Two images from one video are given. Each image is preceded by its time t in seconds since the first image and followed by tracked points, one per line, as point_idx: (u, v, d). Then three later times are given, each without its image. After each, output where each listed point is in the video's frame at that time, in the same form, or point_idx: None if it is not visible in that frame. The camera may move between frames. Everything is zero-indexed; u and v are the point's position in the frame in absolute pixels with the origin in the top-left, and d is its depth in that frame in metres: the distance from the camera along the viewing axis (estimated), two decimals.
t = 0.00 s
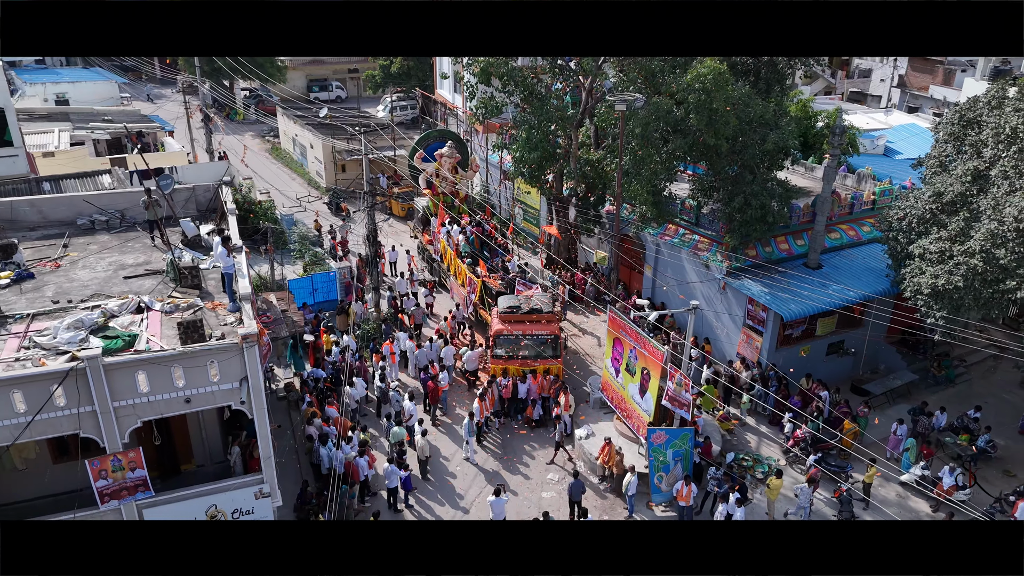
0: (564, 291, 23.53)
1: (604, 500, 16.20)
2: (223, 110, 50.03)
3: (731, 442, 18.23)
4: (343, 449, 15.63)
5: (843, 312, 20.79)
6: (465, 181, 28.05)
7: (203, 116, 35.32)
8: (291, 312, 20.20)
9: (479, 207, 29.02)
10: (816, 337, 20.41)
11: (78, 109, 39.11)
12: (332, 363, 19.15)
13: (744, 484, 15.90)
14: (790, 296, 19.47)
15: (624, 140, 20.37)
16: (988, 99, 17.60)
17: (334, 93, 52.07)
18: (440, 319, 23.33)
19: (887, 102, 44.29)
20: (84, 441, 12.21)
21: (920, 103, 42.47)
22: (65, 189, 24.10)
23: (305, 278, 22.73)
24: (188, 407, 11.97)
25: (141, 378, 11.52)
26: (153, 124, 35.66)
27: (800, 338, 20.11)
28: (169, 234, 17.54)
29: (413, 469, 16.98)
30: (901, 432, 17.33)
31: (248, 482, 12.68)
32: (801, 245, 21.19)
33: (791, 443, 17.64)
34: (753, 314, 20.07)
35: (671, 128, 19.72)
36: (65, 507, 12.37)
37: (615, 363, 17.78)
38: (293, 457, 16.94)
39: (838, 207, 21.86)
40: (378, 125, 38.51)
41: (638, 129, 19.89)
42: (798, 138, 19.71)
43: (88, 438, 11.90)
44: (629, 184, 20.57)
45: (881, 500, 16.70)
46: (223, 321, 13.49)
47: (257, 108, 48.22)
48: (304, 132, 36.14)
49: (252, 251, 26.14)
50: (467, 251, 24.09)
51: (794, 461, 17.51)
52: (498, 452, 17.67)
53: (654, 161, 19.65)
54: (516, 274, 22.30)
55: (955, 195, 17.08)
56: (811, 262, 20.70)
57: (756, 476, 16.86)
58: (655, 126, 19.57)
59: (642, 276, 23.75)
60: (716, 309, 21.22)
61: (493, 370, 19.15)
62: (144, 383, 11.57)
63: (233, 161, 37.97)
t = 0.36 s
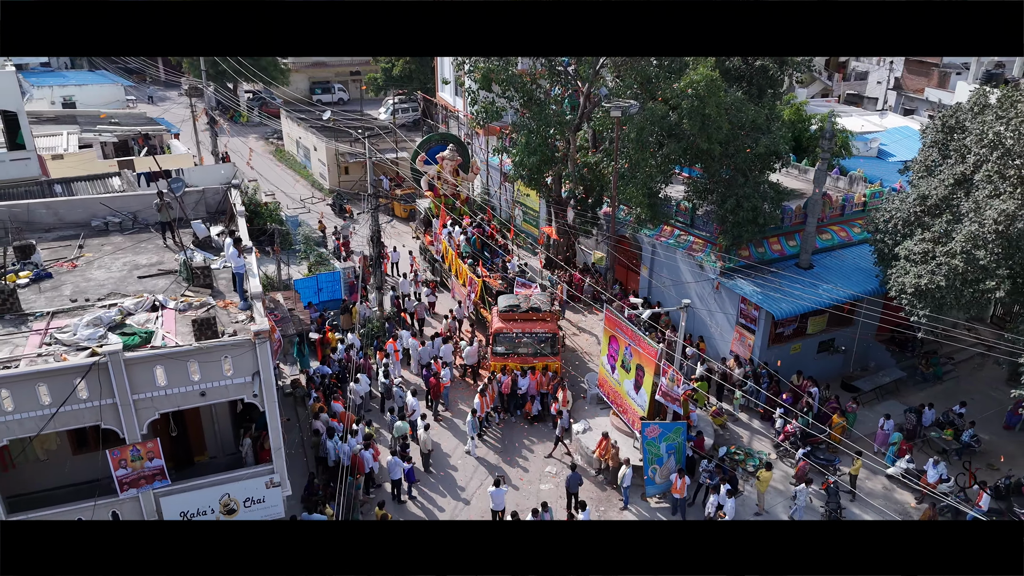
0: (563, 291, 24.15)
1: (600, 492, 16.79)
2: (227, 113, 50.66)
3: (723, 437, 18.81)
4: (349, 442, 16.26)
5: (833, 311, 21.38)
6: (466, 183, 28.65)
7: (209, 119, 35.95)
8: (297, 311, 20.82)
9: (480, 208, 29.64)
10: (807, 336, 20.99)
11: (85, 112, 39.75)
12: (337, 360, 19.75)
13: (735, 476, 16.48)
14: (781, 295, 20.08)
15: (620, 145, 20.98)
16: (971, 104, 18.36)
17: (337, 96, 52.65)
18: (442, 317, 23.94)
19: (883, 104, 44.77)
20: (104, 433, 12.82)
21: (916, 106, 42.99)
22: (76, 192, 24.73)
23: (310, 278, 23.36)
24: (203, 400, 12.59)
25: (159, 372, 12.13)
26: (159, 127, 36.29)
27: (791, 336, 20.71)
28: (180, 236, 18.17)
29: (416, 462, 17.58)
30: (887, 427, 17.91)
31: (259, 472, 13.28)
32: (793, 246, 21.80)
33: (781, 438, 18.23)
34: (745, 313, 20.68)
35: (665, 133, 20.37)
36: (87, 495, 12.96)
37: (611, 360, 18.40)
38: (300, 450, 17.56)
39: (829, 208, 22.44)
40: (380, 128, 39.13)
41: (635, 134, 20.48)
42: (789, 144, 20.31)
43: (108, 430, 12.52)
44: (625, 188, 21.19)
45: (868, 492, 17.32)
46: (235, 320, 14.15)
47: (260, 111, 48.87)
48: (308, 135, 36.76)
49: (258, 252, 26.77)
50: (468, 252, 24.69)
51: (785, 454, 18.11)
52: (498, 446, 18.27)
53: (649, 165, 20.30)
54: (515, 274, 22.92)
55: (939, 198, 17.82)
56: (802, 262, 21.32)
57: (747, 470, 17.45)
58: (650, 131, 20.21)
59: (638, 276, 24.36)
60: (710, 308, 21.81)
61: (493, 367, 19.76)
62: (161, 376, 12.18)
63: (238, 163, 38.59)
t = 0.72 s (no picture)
0: (560, 292, 24.80)
1: (597, 485, 17.40)
2: (231, 116, 51.29)
3: (716, 432, 19.41)
4: (354, 437, 16.88)
5: (824, 311, 21.98)
6: (467, 185, 29.27)
7: (214, 123, 36.57)
8: (303, 310, 21.44)
9: (481, 210, 30.26)
10: (799, 335, 21.58)
11: (92, 116, 40.40)
12: (343, 358, 20.39)
13: (726, 470, 17.06)
14: (773, 295, 20.67)
15: (616, 149, 21.60)
16: (956, 111, 19.02)
17: (339, 98, 53.24)
18: (444, 316, 24.57)
19: (880, 107, 45.24)
20: (123, 425, 13.43)
21: (912, 109, 43.47)
22: (88, 195, 25.37)
23: (315, 278, 23.99)
24: (217, 394, 13.20)
25: (175, 368, 12.74)
26: (165, 131, 36.91)
27: (783, 335, 21.30)
28: (191, 237, 18.79)
29: (419, 456, 18.19)
30: (875, 423, 18.47)
31: (269, 463, 13.88)
32: (785, 247, 22.40)
33: (773, 434, 18.82)
34: (739, 312, 21.27)
35: (660, 139, 21.00)
36: (105, 485, 13.56)
37: (608, 358, 19.01)
38: (307, 445, 18.17)
39: (821, 211, 23.03)
40: (382, 131, 39.74)
41: (631, 139, 21.11)
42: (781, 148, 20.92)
43: (127, 423, 13.13)
44: (622, 191, 21.82)
45: (855, 485, 17.92)
46: (246, 319, 14.78)
47: (264, 114, 49.51)
48: (312, 138, 37.39)
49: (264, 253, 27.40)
50: (468, 253, 25.31)
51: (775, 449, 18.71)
52: (498, 441, 18.87)
53: (644, 169, 20.93)
54: (515, 274, 23.54)
55: (925, 201, 18.44)
56: (794, 263, 21.92)
57: (739, 464, 18.05)
58: (645, 136, 20.84)
59: (635, 277, 24.96)
60: (704, 308, 22.42)
61: (493, 365, 20.35)
62: (178, 372, 12.79)
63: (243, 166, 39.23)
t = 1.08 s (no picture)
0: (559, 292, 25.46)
1: (594, 478, 18.04)
2: (234, 118, 51.91)
3: (710, 428, 20.02)
4: (359, 432, 17.51)
5: (816, 310, 22.57)
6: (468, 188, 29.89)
7: (219, 126, 37.20)
8: (309, 309, 22.08)
9: (481, 212, 30.89)
10: (791, 333, 22.18)
11: (99, 119, 41.02)
12: (348, 356, 21.03)
13: (719, 464, 17.67)
14: (766, 295, 21.27)
15: (613, 153, 22.23)
16: (944, 115, 19.59)
17: (341, 101, 53.86)
18: (446, 315, 25.21)
19: (876, 109, 45.74)
20: (139, 419, 14.04)
21: (908, 111, 43.97)
22: (98, 197, 25.98)
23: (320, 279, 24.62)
24: (229, 389, 13.82)
25: (191, 364, 13.35)
26: (171, 133, 37.52)
27: (776, 334, 21.90)
28: (201, 239, 19.41)
29: (422, 451, 18.82)
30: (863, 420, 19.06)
31: (279, 456, 14.52)
32: (778, 249, 23.00)
33: (764, 430, 19.42)
34: (732, 311, 21.87)
35: (655, 143, 21.62)
36: (123, 476, 14.18)
37: (605, 356, 19.62)
38: (314, 439, 18.81)
39: (813, 213, 23.63)
40: (385, 134, 40.36)
41: (627, 143, 21.72)
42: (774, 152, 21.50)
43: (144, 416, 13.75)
44: (619, 193, 22.44)
45: (843, 479, 18.54)
46: (257, 318, 15.41)
47: (267, 117, 50.13)
48: (315, 140, 38.02)
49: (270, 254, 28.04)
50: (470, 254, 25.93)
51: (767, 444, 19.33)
52: (498, 437, 19.49)
53: (641, 173, 21.54)
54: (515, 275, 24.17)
55: (912, 204, 19.03)
56: (787, 264, 22.52)
57: (731, 459, 18.66)
58: (641, 140, 21.46)
59: (632, 277, 25.55)
60: (699, 308, 23.01)
61: (493, 363, 20.95)
62: (193, 368, 13.40)
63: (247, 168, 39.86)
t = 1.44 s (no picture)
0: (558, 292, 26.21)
1: (591, 472, 18.64)
2: (238, 120, 52.53)
3: (704, 423, 20.61)
4: (364, 427, 18.11)
5: (808, 310, 23.16)
6: (469, 190, 30.47)
7: (224, 129, 37.83)
8: (315, 308, 22.68)
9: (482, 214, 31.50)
10: (784, 332, 22.77)
11: (105, 122, 41.64)
12: (353, 354, 21.63)
13: (712, 458, 18.26)
14: (759, 295, 21.85)
15: (610, 157, 22.84)
16: (931, 120, 20.22)
17: (343, 103, 54.44)
18: (448, 315, 25.82)
19: (872, 111, 46.17)
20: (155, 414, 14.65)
21: (903, 114, 44.43)
22: (107, 200, 26.58)
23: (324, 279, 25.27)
24: (241, 384, 14.42)
25: (204, 360, 13.96)
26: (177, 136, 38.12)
27: (769, 333, 22.49)
28: (210, 241, 20.02)
29: (425, 446, 19.42)
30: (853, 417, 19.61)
31: (288, 449, 15.11)
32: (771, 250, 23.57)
33: (757, 425, 20.01)
34: (726, 311, 22.46)
35: (652, 147, 22.21)
36: (139, 468, 14.79)
37: (602, 354, 20.22)
38: (320, 435, 19.40)
39: (806, 215, 24.20)
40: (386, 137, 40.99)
41: (623, 147, 22.32)
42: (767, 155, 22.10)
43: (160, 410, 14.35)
44: (616, 196, 23.04)
45: (833, 474, 19.15)
46: (266, 317, 16.02)
47: (270, 119, 50.72)
48: (318, 143, 38.63)
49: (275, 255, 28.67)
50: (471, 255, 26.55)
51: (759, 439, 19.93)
52: (499, 432, 20.10)
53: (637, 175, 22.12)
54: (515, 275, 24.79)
55: (900, 206, 19.64)
56: (780, 265, 23.11)
57: (724, 453, 19.26)
58: (638, 144, 22.06)
59: (629, 277, 26.15)
60: (694, 308, 23.61)
61: (494, 361, 21.57)
62: (206, 364, 14.01)
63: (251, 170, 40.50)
